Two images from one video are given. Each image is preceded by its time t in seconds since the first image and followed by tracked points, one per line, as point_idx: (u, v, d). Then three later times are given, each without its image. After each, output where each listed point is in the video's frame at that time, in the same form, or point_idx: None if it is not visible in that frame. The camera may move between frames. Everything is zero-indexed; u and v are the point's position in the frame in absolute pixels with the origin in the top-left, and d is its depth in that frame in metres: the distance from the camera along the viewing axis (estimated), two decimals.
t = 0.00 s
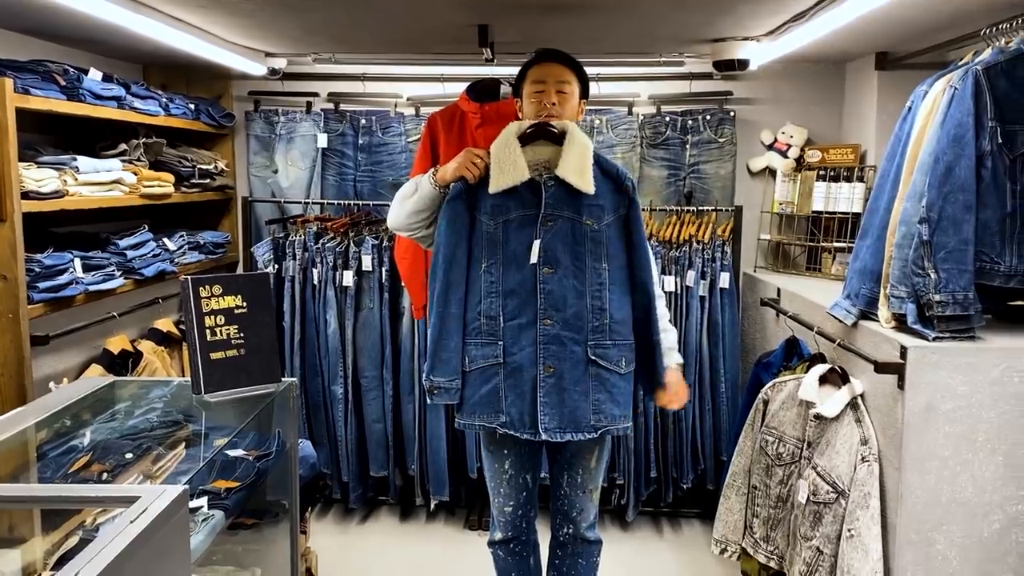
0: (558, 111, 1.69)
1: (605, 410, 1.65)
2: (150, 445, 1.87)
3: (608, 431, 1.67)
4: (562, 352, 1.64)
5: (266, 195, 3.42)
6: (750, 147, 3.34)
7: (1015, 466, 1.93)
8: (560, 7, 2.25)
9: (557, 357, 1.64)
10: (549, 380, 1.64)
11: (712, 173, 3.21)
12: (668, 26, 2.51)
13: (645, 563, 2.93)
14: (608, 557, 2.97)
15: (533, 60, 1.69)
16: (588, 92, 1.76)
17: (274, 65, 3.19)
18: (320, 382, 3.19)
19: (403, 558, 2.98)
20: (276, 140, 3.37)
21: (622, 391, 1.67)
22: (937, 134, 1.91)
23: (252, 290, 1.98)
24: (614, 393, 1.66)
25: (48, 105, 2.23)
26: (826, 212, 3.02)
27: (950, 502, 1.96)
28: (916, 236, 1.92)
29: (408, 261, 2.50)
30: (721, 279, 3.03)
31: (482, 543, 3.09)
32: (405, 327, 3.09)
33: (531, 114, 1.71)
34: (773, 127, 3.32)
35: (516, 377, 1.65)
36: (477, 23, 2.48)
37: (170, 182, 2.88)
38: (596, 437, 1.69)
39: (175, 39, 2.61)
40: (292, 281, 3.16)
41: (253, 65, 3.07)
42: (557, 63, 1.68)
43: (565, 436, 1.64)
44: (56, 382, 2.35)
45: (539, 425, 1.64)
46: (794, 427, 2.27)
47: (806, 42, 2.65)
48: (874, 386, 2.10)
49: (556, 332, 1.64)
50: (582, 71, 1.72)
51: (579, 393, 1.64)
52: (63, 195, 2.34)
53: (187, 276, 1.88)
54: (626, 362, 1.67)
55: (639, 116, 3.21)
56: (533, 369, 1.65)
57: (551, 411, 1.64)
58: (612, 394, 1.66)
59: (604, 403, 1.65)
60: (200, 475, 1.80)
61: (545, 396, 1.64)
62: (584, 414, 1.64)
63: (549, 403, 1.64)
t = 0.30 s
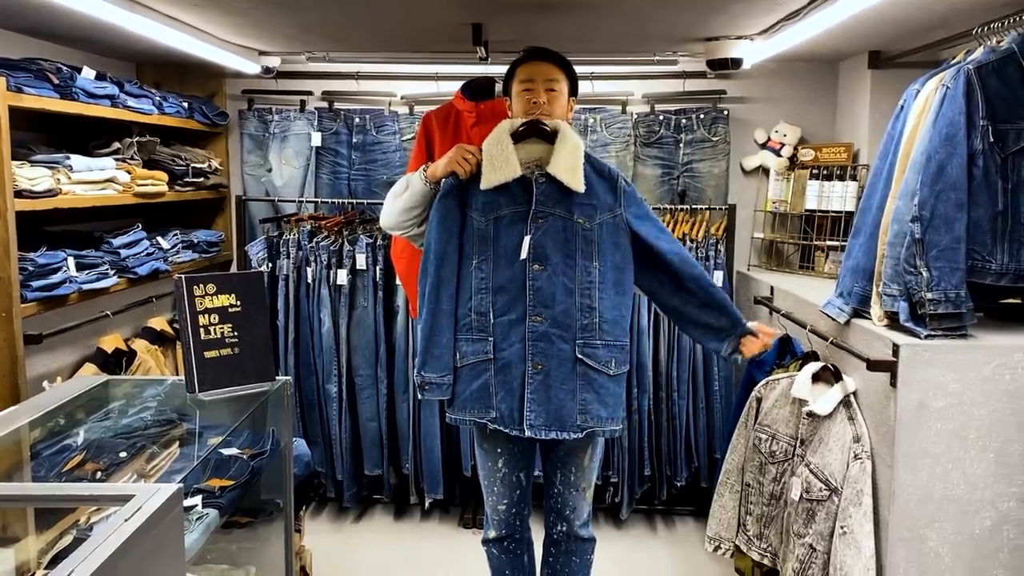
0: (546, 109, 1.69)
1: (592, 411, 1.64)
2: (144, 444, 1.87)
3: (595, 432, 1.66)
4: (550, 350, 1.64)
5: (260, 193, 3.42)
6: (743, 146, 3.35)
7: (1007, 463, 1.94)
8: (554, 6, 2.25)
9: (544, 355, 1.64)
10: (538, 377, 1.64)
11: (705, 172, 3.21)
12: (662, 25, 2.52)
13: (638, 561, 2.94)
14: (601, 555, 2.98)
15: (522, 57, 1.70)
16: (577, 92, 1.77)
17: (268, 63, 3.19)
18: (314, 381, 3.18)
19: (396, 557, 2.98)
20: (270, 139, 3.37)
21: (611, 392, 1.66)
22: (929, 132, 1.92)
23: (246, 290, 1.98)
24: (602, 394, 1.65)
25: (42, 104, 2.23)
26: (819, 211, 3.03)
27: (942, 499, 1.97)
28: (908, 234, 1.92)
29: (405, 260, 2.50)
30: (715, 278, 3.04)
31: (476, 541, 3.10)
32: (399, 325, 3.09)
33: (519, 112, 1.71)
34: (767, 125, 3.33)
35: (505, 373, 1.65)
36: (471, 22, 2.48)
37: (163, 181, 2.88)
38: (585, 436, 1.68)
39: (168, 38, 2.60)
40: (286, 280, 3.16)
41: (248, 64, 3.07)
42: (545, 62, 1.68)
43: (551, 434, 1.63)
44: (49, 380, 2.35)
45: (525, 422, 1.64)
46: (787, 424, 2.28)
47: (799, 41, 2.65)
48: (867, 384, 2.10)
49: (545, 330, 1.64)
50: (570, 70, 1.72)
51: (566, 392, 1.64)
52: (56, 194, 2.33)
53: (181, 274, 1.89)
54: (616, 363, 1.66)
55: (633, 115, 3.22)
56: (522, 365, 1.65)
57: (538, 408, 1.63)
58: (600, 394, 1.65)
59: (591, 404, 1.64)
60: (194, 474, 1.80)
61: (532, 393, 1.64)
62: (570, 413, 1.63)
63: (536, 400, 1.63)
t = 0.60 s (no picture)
0: (536, 109, 1.68)
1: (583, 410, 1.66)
2: (139, 441, 1.87)
3: (588, 430, 1.68)
4: (542, 348, 1.65)
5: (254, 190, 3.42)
6: (737, 143, 3.36)
7: (998, 459, 1.96)
8: (549, 3, 2.25)
9: (536, 353, 1.65)
10: (530, 375, 1.65)
11: (699, 169, 3.22)
12: (656, 22, 2.53)
13: (633, 557, 2.95)
14: (596, 550, 2.99)
15: (513, 55, 1.68)
16: (567, 88, 1.75)
17: (262, 60, 3.19)
18: (309, 377, 3.19)
19: (392, 553, 2.99)
20: (265, 136, 3.37)
21: (603, 390, 1.67)
22: (922, 130, 1.93)
23: (241, 287, 1.99)
24: (595, 392, 1.66)
25: (35, 100, 2.23)
26: (812, 208, 3.04)
27: (934, 495, 1.98)
28: (901, 232, 1.94)
29: (401, 256, 2.50)
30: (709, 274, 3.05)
31: (471, 537, 3.11)
32: (394, 322, 3.10)
33: (510, 111, 1.70)
34: (761, 123, 3.34)
35: (498, 372, 1.66)
36: (465, 19, 2.49)
37: (158, 178, 2.87)
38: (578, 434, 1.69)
39: (163, 34, 2.60)
40: (280, 277, 3.16)
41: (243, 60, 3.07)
42: (537, 60, 1.66)
43: (544, 433, 1.64)
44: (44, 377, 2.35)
45: (518, 421, 1.65)
46: (781, 421, 2.29)
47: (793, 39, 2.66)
48: (859, 380, 2.11)
49: (537, 328, 1.65)
50: (560, 67, 1.71)
51: (559, 390, 1.65)
52: (51, 191, 2.33)
53: (176, 272, 1.89)
54: (607, 361, 1.67)
55: (627, 112, 3.23)
56: (515, 363, 1.66)
57: (530, 407, 1.65)
58: (593, 392, 1.66)
59: (584, 402, 1.66)
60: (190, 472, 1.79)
61: (525, 391, 1.65)
62: (563, 411, 1.64)
63: (528, 399, 1.64)
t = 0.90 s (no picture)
0: (532, 109, 1.69)
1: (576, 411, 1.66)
2: (133, 432, 1.87)
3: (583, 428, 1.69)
4: (535, 352, 1.64)
5: (248, 181, 3.41)
6: (731, 135, 3.36)
7: (988, 449, 1.97)
8: None
9: (529, 357, 1.64)
10: (524, 378, 1.65)
11: (693, 161, 3.22)
12: (650, 14, 2.53)
13: (626, 547, 2.96)
14: (590, 541, 3.00)
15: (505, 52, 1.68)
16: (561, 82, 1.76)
17: (255, 51, 3.18)
18: (304, 369, 3.19)
19: (386, 544, 3.00)
20: (258, 127, 3.36)
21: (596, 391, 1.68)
22: (915, 122, 1.93)
23: (234, 278, 1.99)
24: (588, 393, 1.67)
25: (28, 91, 2.22)
26: (805, 199, 3.05)
27: (925, 484, 1.99)
28: (893, 224, 1.94)
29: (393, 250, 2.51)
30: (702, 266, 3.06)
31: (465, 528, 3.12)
32: (389, 313, 3.10)
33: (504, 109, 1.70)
34: (754, 115, 3.34)
35: (491, 375, 1.66)
36: (459, 11, 2.48)
37: (151, 170, 2.87)
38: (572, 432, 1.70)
39: (155, 25, 2.59)
40: (274, 269, 3.16)
41: (236, 52, 3.06)
42: (532, 60, 1.66)
43: (539, 433, 1.65)
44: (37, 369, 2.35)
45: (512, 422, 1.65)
46: (773, 412, 2.30)
47: (786, 31, 2.67)
48: (851, 371, 2.12)
49: (530, 332, 1.65)
50: (555, 65, 1.70)
51: (553, 392, 1.65)
52: (44, 182, 2.33)
53: (171, 263, 1.89)
54: (600, 363, 1.67)
55: (621, 104, 3.23)
56: (508, 366, 1.65)
57: (524, 409, 1.65)
58: (586, 392, 1.67)
59: (578, 402, 1.66)
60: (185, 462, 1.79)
61: (518, 394, 1.65)
62: (558, 412, 1.65)
63: (522, 400, 1.64)
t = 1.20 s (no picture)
0: (523, 127, 1.59)
1: (539, 455, 1.61)
2: (128, 424, 1.87)
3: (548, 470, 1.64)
4: (505, 387, 1.61)
5: (242, 173, 3.41)
6: (725, 127, 3.37)
7: (980, 440, 1.99)
8: None
9: (498, 393, 1.61)
10: (494, 411, 1.61)
11: (687, 154, 3.23)
12: (645, 7, 2.53)
13: (620, 538, 2.98)
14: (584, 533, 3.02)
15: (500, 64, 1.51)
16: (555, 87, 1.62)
17: (249, 43, 3.17)
18: (298, 362, 3.19)
19: (381, 537, 3.01)
20: (252, 119, 3.36)
21: (562, 436, 1.62)
22: (908, 115, 1.94)
23: (228, 271, 2.01)
24: (554, 436, 1.62)
25: (21, 83, 2.22)
26: (799, 192, 3.06)
27: (917, 476, 2.01)
28: (886, 217, 1.95)
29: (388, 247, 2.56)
30: (696, 258, 3.07)
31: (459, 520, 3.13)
32: (383, 306, 3.11)
33: (492, 124, 1.59)
34: (748, 107, 3.35)
35: (463, 401, 1.63)
36: (454, 3, 2.48)
37: (145, 162, 2.86)
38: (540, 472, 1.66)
39: (149, 17, 2.58)
40: (269, 261, 3.15)
41: (230, 43, 3.05)
42: (527, 80, 1.52)
43: (504, 467, 1.62)
44: (31, 362, 2.35)
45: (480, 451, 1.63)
46: (767, 403, 2.31)
47: (780, 24, 2.67)
48: (844, 362, 2.13)
49: (501, 367, 1.60)
50: (550, 79, 1.55)
51: (519, 429, 1.61)
52: (37, 174, 2.32)
53: (165, 256, 1.90)
54: (566, 412, 1.61)
55: (616, 97, 3.23)
56: (479, 396, 1.62)
57: (493, 440, 1.62)
58: (552, 436, 1.62)
59: (543, 444, 1.61)
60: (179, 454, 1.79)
61: (487, 424, 1.62)
62: (523, 449, 1.61)
63: (490, 431, 1.62)
